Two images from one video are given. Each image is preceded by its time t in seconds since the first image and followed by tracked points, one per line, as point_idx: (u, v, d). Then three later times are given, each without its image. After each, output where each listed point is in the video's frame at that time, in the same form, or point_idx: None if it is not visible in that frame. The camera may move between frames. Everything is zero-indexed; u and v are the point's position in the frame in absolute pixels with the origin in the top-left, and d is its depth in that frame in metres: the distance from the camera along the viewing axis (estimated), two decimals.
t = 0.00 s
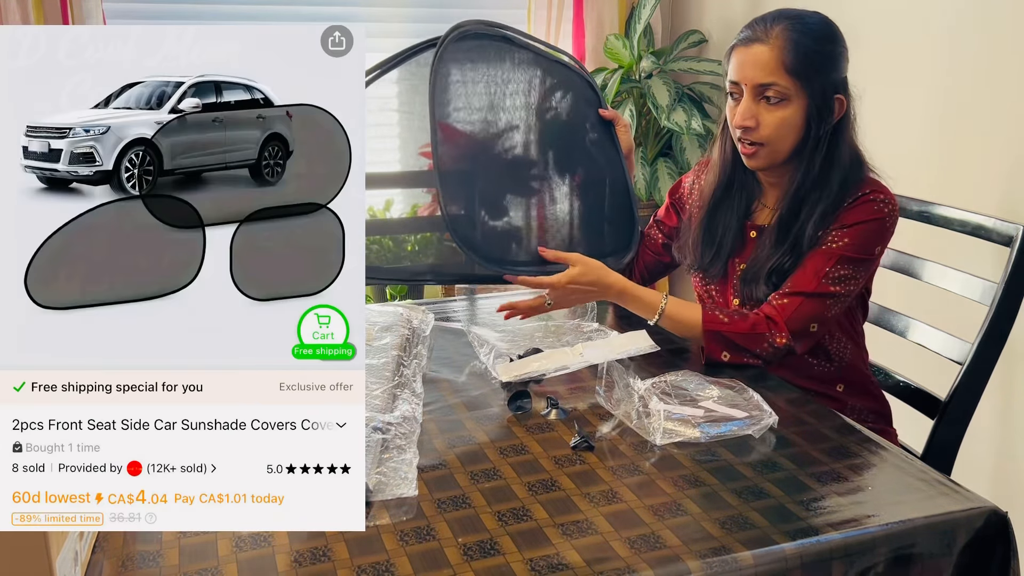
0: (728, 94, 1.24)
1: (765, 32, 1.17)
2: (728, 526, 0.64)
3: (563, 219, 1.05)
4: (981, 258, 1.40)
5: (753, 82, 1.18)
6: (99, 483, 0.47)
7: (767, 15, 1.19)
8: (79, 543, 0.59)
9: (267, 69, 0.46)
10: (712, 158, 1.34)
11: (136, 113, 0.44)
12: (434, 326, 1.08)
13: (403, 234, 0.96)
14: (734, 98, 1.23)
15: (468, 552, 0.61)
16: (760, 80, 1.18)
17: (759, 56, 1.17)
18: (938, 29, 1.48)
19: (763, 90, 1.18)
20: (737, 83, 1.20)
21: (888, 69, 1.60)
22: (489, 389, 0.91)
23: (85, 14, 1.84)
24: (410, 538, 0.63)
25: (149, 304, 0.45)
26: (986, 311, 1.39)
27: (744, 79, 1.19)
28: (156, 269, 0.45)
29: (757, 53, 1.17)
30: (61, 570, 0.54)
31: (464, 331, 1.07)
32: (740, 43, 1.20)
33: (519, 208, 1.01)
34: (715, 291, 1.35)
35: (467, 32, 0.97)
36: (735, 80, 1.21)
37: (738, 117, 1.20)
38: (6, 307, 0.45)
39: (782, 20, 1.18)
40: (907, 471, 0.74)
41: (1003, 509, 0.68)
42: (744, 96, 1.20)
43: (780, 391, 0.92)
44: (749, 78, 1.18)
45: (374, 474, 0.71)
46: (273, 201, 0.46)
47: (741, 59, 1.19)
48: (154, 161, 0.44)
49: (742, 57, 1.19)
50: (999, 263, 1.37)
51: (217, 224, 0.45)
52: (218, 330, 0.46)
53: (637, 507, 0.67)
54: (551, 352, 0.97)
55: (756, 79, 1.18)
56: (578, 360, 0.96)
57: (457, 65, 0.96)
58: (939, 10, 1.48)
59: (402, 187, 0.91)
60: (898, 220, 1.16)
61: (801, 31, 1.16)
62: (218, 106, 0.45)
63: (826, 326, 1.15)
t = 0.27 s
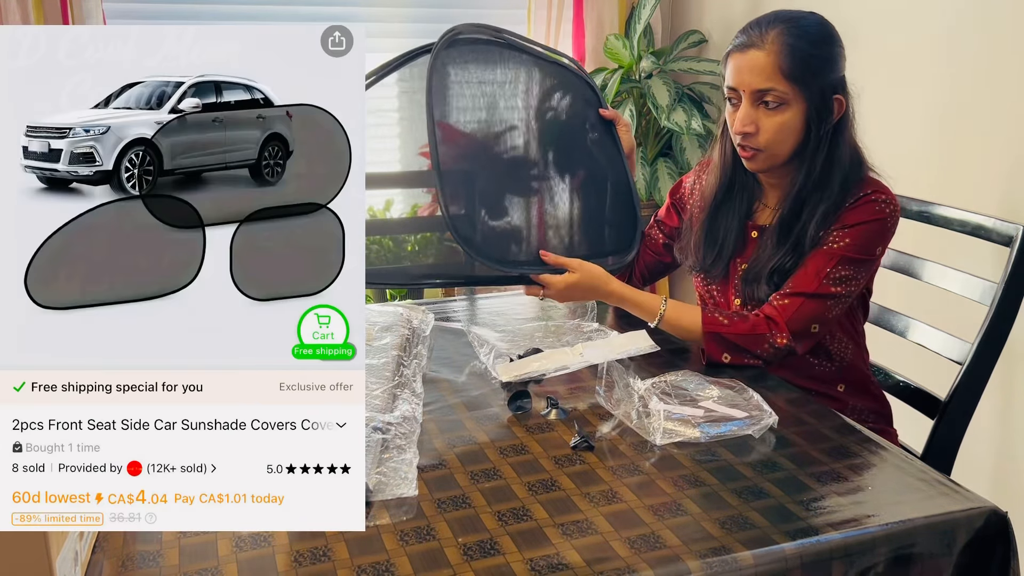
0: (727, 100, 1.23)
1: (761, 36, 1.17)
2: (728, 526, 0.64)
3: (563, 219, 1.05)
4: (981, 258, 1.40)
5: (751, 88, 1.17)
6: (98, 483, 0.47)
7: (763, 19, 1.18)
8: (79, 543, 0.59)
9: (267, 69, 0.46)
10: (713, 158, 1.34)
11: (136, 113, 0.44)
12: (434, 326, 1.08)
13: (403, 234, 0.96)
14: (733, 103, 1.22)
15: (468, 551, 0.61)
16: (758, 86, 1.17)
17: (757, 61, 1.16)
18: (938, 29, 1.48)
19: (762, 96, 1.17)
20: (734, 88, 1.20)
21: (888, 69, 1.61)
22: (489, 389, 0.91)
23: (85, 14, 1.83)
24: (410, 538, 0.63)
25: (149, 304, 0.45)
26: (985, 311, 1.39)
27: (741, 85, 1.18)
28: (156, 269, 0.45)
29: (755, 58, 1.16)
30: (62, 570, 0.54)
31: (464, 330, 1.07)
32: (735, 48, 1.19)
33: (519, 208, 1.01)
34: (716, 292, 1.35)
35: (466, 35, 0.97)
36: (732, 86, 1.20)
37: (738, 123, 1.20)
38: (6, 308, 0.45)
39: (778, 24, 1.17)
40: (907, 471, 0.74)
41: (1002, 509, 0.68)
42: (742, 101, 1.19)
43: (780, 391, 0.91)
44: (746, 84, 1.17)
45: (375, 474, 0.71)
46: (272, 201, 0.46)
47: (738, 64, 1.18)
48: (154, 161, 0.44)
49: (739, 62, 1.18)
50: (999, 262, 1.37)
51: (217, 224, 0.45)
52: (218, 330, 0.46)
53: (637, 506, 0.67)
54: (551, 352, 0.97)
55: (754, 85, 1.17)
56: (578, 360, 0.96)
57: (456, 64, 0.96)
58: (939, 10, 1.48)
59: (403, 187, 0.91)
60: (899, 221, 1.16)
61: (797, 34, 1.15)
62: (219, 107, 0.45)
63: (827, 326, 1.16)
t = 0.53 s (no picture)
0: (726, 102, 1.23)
1: (760, 38, 1.17)
2: (728, 526, 0.64)
3: (563, 220, 1.05)
4: (981, 258, 1.40)
5: (750, 90, 1.17)
6: (98, 483, 0.47)
7: (761, 21, 1.18)
8: (79, 543, 0.59)
9: (267, 69, 0.46)
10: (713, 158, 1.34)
11: (136, 113, 0.44)
12: (434, 326, 1.08)
13: (403, 235, 0.96)
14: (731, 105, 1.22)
15: (468, 551, 0.61)
16: (757, 88, 1.17)
17: (756, 64, 1.16)
18: (939, 29, 1.48)
19: (761, 98, 1.17)
20: (733, 90, 1.20)
21: (888, 69, 1.61)
22: (489, 389, 0.91)
23: (85, 13, 1.83)
24: (410, 537, 0.63)
25: (149, 305, 0.45)
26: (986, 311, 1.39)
27: (740, 87, 1.18)
28: (156, 269, 0.45)
29: (753, 61, 1.16)
30: (62, 571, 0.54)
31: (464, 330, 1.07)
32: (734, 51, 1.20)
33: (519, 208, 1.01)
34: (717, 292, 1.35)
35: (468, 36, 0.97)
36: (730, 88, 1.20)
37: (737, 125, 1.20)
38: (6, 307, 0.45)
39: (777, 26, 1.17)
40: (907, 471, 0.74)
41: (1002, 509, 0.68)
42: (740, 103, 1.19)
43: (780, 391, 0.91)
44: (745, 86, 1.17)
45: (375, 474, 0.71)
46: (272, 201, 0.46)
47: (737, 66, 1.18)
48: (154, 161, 0.44)
49: (738, 64, 1.18)
50: (999, 262, 1.37)
51: (217, 224, 0.45)
52: (218, 329, 0.46)
53: (637, 506, 0.67)
54: (551, 352, 0.97)
55: (753, 87, 1.17)
56: (578, 360, 0.96)
57: (456, 64, 0.96)
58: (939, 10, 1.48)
59: (403, 187, 0.91)
60: (900, 221, 1.16)
61: (796, 36, 1.16)
62: (219, 106, 0.45)
63: (827, 326, 1.15)
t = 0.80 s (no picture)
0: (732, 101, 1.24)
1: (765, 35, 1.18)
2: (727, 526, 0.64)
3: (564, 220, 1.04)
4: (981, 258, 1.40)
5: (758, 86, 1.18)
6: (98, 483, 0.47)
7: (764, 19, 1.19)
8: (78, 543, 0.59)
9: (267, 69, 0.46)
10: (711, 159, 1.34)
11: (136, 113, 0.44)
12: (434, 326, 1.08)
13: (403, 235, 0.95)
14: (738, 103, 1.23)
15: (468, 551, 0.61)
16: (764, 83, 1.18)
17: (763, 60, 1.17)
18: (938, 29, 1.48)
19: (769, 93, 1.18)
20: (740, 89, 1.21)
21: (887, 71, 1.61)
22: (489, 389, 0.91)
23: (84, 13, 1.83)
24: (410, 537, 0.63)
25: (149, 305, 0.45)
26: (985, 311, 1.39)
27: (748, 84, 1.19)
28: (156, 270, 0.45)
29: (759, 57, 1.17)
30: (62, 570, 0.54)
31: (464, 330, 1.07)
32: (739, 47, 1.20)
33: (519, 208, 1.01)
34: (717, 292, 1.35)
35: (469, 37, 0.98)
36: (737, 85, 1.21)
37: (749, 122, 1.20)
38: (5, 308, 0.45)
39: (780, 22, 1.18)
40: (907, 471, 0.74)
41: (1002, 509, 0.68)
42: (749, 101, 1.20)
43: (780, 391, 0.92)
44: (752, 82, 1.19)
45: (375, 474, 0.71)
46: (272, 201, 0.46)
47: (744, 63, 1.19)
48: (154, 161, 0.44)
49: (743, 62, 1.19)
50: (999, 262, 1.37)
51: (217, 224, 0.45)
52: (218, 329, 0.46)
53: (637, 506, 0.67)
54: (551, 352, 0.98)
55: (760, 83, 1.18)
56: (578, 361, 0.97)
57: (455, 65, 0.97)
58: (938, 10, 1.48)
59: (401, 187, 0.92)
60: (900, 221, 1.16)
61: (800, 31, 1.17)
62: (218, 106, 0.45)
63: (826, 326, 1.15)
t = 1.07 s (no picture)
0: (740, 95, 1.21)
1: (778, 28, 1.16)
2: (728, 526, 0.64)
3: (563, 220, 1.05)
4: (982, 258, 1.40)
5: (775, 79, 1.16)
6: (98, 483, 0.47)
7: (774, 13, 1.18)
8: (78, 543, 0.59)
9: (268, 68, 0.46)
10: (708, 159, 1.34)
11: (136, 113, 0.44)
12: (433, 326, 1.08)
13: (403, 235, 0.95)
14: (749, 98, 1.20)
15: (468, 551, 0.61)
16: (784, 75, 1.16)
17: (780, 53, 1.16)
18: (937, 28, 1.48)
19: (788, 86, 1.16)
20: (754, 83, 1.18)
21: (884, 72, 1.61)
22: (489, 389, 0.91)
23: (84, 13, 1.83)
24: (411, 537, 0.63)
25: (149, 304, 0.45)
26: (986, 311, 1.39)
27: (766, 78, 1.16)
28: (156, 269, 0.45)
29: (777, 51, 1.16)
30: (62, 571, 0.54)
31: (464, 330, 1.07)
32: (751, 40, 1.18)
33: (519, 208, 1.01)
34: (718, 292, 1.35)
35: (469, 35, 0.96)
36: (751, 80, 1.18)
37: (768, 117, 1.18)
38: (5, 307, 0.45)
39: (789, 16, 1.17)
40: (907, 471, 0.74)
41: (1002, 509, 0.68)
42: (765, 95, 1.18)
43: (780, 391, 0.91)
44: (771, 75, 1.16)
45: (375, 474, 0.71)
46: (272, 201, 0.46)
47: (759, 56, 1.17)
48: (154, 161, 0.44)
49: (758, 56, 1.17)
50: (1000, 262, 1.37)
51: (217, 224, 0.45)
52: (218, 329, 0.46)
53: (637, 506, 0.67)
54: (551, 352, 0.98)
55: (777, 76, 1.16)
56: (578, 361, 0.97)
57: (456, 65, 0.95)
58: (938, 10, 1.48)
59: (402, 187, 0.92)
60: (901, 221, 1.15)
61: (809, 23, 1.17)
62: (218, 106, 0.45)
63: (826, 325, 1.15)
